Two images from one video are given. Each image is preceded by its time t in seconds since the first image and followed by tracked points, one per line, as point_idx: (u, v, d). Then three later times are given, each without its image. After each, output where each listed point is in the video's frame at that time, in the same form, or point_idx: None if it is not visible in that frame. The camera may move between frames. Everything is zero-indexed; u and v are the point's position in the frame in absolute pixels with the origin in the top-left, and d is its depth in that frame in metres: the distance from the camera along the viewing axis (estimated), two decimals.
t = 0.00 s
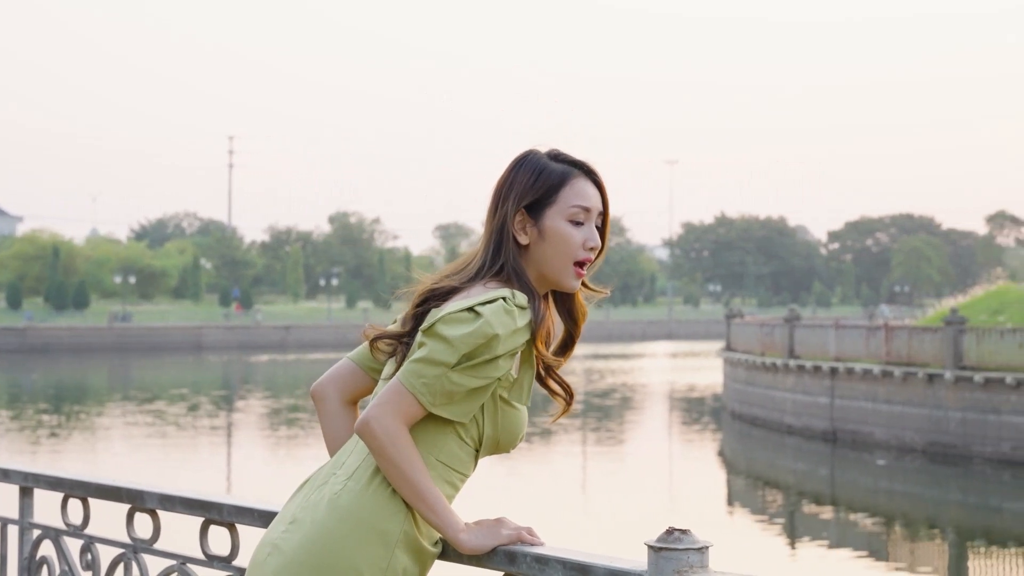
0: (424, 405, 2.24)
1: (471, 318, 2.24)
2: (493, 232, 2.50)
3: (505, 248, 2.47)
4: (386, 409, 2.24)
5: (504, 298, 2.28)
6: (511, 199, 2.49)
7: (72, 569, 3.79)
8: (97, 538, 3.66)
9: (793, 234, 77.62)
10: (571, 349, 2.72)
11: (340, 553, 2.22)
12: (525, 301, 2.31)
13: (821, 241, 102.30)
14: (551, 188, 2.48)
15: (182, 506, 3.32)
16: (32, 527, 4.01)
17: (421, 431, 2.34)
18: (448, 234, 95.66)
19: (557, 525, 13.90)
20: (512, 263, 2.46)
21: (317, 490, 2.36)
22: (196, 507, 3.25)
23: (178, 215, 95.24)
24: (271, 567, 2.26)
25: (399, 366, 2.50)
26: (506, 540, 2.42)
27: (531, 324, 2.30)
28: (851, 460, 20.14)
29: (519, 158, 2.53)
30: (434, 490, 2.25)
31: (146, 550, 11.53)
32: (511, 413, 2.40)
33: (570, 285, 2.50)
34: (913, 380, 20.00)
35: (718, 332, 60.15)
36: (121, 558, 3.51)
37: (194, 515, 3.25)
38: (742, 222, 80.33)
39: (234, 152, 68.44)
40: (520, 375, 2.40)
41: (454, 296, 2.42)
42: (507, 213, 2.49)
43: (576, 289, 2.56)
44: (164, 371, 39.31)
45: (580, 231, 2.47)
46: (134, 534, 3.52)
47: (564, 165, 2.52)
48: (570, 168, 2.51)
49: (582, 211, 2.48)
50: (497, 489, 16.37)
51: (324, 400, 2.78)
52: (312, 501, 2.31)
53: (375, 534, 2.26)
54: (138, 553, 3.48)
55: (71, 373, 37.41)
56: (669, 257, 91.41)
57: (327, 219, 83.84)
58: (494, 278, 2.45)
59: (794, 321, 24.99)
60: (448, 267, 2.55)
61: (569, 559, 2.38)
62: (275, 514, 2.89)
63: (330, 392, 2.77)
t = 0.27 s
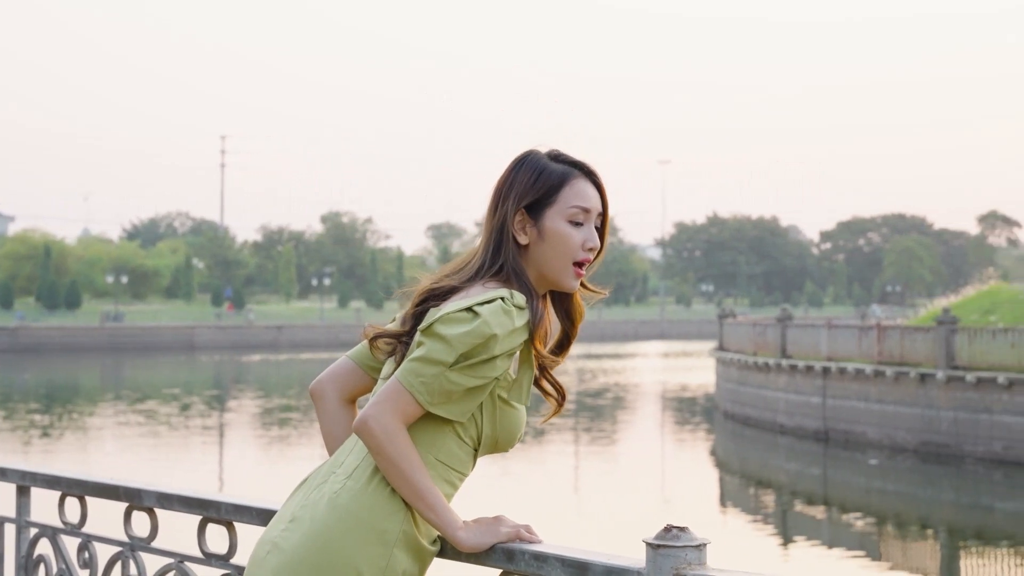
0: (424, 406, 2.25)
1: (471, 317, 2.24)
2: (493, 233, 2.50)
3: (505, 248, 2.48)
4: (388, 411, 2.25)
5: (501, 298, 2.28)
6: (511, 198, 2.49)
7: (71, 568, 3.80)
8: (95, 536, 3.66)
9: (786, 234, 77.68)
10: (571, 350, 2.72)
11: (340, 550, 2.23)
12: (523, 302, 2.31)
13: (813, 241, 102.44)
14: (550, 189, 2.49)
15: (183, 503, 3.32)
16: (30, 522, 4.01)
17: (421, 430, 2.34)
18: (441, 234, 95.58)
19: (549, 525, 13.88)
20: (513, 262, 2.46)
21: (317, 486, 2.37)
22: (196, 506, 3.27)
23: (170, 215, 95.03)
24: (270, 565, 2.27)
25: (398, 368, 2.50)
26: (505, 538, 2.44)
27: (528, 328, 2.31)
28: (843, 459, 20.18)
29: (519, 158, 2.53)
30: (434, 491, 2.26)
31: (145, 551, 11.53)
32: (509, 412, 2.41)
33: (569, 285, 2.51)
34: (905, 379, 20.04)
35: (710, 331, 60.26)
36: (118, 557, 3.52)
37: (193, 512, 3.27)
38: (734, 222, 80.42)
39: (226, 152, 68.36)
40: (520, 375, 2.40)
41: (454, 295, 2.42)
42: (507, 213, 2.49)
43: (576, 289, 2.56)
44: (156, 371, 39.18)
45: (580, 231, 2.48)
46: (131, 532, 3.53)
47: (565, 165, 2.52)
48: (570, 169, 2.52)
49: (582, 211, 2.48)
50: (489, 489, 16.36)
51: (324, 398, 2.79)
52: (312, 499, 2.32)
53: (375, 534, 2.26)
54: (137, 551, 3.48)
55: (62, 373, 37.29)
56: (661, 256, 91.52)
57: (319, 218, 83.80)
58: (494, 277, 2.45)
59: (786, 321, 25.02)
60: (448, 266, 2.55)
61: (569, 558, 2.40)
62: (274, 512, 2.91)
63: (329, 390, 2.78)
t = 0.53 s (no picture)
0: (421, 406, 2.26)
1: (469, 316, 2.25)
2: (491, 232, 2.51)
3: (503, 247, 2.48)
4: (387, 410, 2.26)
5: (500, 298, 2.29)
6: (509, 198, 2.50)
7: (67, 567, 3.82)
8: (92, 535, 3.69)
9: (777, 234, 77.80)
10: (567, 349, 2.73)
11: (339, 548, 2.25)
12: (521, 302, 2.32)
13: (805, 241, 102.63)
14: (549, 189, 2.49)
15: (181, 502, 3.35)
16: (26, 522, 4.03)
17: (421, 429, 2.36)
18: (433, 233, 95.52)
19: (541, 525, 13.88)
20: (510, 261, 2.47)
21: (317, 485, 2.39)
22: (194, 504, 3.30)
23: (162, 214, 94.82)
24: (270, 565, 2.29)
25: (397, 367, 2.51)
26: (503, 536, 2.47)
27: (527, 327, 2.32)
28: (835, 459, 20.23)
29: (516, 158, 2.54)
30: (433, 491, 2.28)
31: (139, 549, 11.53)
32: (508, 412, 2.42)
33: (567, 284, 2.52)
34: (897, 379, 20.09)
35: (702, 331, 60.36)
36: (116, 555, 3.54)
37: (191, 511, 3.31)
38: (726, 222, 80.52)
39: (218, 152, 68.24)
40: (518, 375, 2.42)
41: (452, 294, 2.43)
42: (506, 212, 2.49)
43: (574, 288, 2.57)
44: (147, 371, 39.09)
45: (577, 232, 2.49)
46: (129, 530, 3.56)
47: (563, 164, 2.53)
48: (568, 168, 2.53)
49: (580, 211, 2.49)
50: (481, 489, 16.37)
51: (323, 396, 2.81)
52: (312, 499, 2.34)
53: (375, 533, 2.28)
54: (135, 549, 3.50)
55: (54, 373, 37.18)
56: (653, 256, 91.61)
57: (311, 218, 83.72)
58: (492, 277, 2.46)
59: (779, 321, 25.06)
60: (447, 265, 2.56)
61: (567, 556, 2.43)
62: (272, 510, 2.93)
63: (327, 388, 2.80)
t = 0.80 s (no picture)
0: (417, 405, 2.28)
1: (464, 314, 2.26)
2: (488, 229, 2.51)
3: (500, 244, 2.48)
4: (385, 410, 2.27)
5: (495, 295, 2.30)
6: (505, 196, 2.50)
7: (64, 565, 3.86)
8: (88, 533, 3.72)
9: (769, 234, 77.87)
10: (562, 347, 2.73)
11: (337, 546, 2.25)
12: (516, 299, 2.33)
13: (796, 242, 102.73)
14: (546, 185, 2.50)
15: (178, 500, 3.39)
16: (24, 521, 4.07)
17: (417, 428, 2.37)
18: (425, 233, 95.38)
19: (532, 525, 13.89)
20: (507, 258, 2.47)
21: (316, 482, 2.40)
22: (190, 502, 3.34)
23: (153, 214, 94.57)
24: (268, 563, 2.29)
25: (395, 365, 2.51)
26: (502, 532, 2.50)
27: (523, 324, 2.33)
28: (826, 458, 20.27)
29: (512, 156, 2.54)
30: (430, 489, 2.29)
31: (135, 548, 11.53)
32: (505, 410, 2.44)
33: (564, 281, 2.52)
34: (889, 379, 20.15)
35: (694, 331, 60.44)
36: (113, 553, 3.56)
37: (187, 509, 3.35)
38: (718, 222, 80.61)
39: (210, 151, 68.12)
40: (514, 372, 2.42)
41: (450, 291, 2.43)
42: (502, 211, 2.50)
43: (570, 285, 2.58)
44: (139, 370, 39.00)
45: (574, 229, 2.50)
46: (125, 528, 3.59)
47: (561, 162, 2.53)
48: (566, 166, 2.53)
49: (576, 208, 2.50)
50: (473, 489, 16.37)
51: (320, 392, 2.81)
52: (311, 497, 2.34)
53: (372, 531, 2.29)
54: (131, 548, 3.53)
55: (45, 373, 37.06)
56: (645, 255, 91.66)
57: (303, 217, 83.61)
58: (488, 274, 2.46)
59: (770, 320, 25.08)
60: (442, 262, 2.56)
61: (565, 553, 2.47)
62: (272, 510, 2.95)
63: (325, 385, 2.80)
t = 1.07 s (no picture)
0: (415, 402, 2.29)
1: (458, 310, 2.27)
2: (481, 225, 2.52)
3: (495, 239, 2.49)
4: (381, 408, 2.28)
5: (490, 292, 2.31)
6: (500, 191, 2.51)
7: (60, 563, 3.87)
8: (84, 531, 3.73)
9: (761, 234, 78.02)
10: (557, 342, 2.74)
11: (336, 542, 2.27)
12: (511, 295, 2.34)
13: (788, 241, 102.86)
14: (539, 180, 2.50)
15: (175, 498, 3.41)
16: (19, 521, 4.09)
17: (414, 424, 2.38)
18: (416, 233, 95.39)
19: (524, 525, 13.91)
20: (502, 253, 2.48)
21: (312, 481, 2.41)
22: (188, 499, 3.36)
23: (144, 213, 94.45)
24: (266, 561, 2.30)
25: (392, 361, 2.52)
26: (500, 529, 2.51)
27: (517, 319, 2.34)
28: (818, 458, 20.30)
29: (506, 152, 2.55)
30: (427, 485, 2.31)
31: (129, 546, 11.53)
32: (501, 404, 2.44)
33: (559, 274, 2.53)
34: (881, 378, 20.18)
35: (686, 330, 60.54)
36: (109, 550, 3.58)
37: (185, 507, 3.38)
38: (710, 222, 80.70)
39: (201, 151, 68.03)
40: (508, 367, 2.43)
41: (444, 288, 2.44)
42: (496, 205, 2.50)
43: (564, 279, 2.59)
44: (131, 370, 38.98)
45: (569, 223, 2.50)
46: (122, 526, 3.59)
47: (553, 158, 2.54)
48: (559, 161, 2.54)
49: (569, 203, 2.51)
50: (464, 489, 16.38)
51: (316, 391, 2.81)
52: (308, 495, 2.35)
53: (369, 527, 2.30)
54: (127, 544, 3.54)
55: (36, 373, 37.01)
56: (637, 255, 91.72)
57: (294, 217, 83.53)
58: (483, 269, 2.47)
59: (762, 320, 25.10)
60: (437, 258, 2.56)
61: (563, 549, 2.48)
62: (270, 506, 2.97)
63: (321, 383, 2.80)
